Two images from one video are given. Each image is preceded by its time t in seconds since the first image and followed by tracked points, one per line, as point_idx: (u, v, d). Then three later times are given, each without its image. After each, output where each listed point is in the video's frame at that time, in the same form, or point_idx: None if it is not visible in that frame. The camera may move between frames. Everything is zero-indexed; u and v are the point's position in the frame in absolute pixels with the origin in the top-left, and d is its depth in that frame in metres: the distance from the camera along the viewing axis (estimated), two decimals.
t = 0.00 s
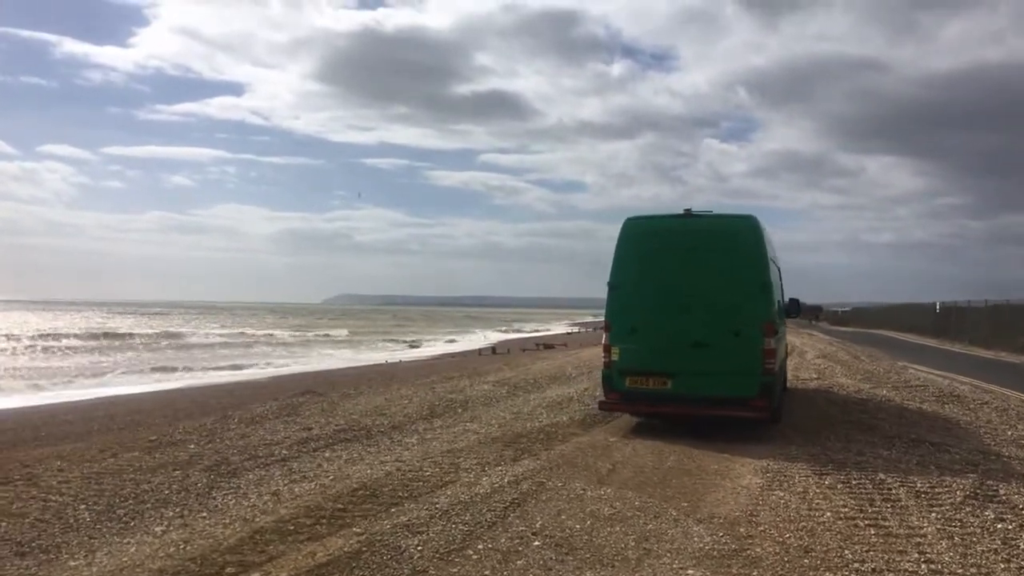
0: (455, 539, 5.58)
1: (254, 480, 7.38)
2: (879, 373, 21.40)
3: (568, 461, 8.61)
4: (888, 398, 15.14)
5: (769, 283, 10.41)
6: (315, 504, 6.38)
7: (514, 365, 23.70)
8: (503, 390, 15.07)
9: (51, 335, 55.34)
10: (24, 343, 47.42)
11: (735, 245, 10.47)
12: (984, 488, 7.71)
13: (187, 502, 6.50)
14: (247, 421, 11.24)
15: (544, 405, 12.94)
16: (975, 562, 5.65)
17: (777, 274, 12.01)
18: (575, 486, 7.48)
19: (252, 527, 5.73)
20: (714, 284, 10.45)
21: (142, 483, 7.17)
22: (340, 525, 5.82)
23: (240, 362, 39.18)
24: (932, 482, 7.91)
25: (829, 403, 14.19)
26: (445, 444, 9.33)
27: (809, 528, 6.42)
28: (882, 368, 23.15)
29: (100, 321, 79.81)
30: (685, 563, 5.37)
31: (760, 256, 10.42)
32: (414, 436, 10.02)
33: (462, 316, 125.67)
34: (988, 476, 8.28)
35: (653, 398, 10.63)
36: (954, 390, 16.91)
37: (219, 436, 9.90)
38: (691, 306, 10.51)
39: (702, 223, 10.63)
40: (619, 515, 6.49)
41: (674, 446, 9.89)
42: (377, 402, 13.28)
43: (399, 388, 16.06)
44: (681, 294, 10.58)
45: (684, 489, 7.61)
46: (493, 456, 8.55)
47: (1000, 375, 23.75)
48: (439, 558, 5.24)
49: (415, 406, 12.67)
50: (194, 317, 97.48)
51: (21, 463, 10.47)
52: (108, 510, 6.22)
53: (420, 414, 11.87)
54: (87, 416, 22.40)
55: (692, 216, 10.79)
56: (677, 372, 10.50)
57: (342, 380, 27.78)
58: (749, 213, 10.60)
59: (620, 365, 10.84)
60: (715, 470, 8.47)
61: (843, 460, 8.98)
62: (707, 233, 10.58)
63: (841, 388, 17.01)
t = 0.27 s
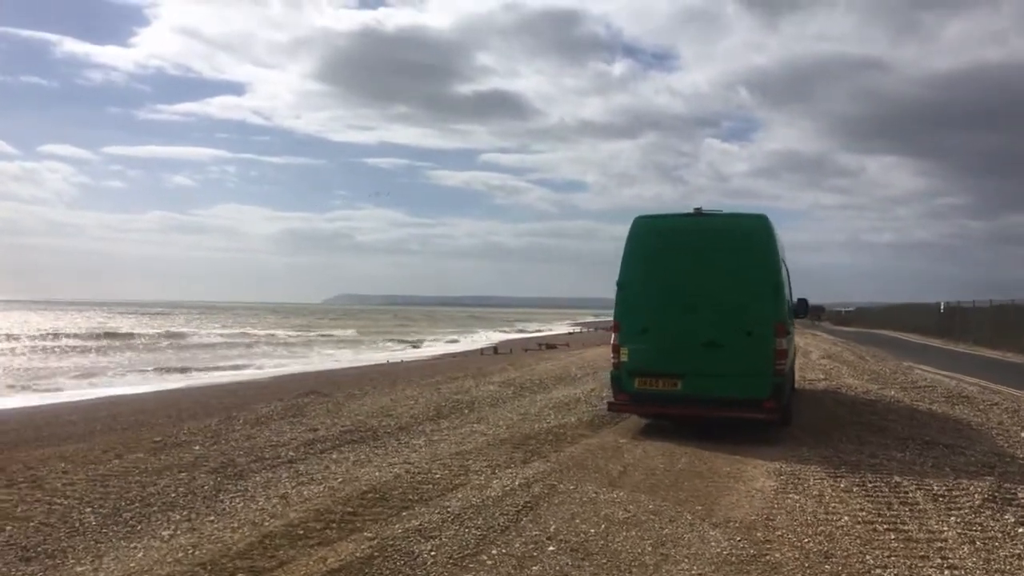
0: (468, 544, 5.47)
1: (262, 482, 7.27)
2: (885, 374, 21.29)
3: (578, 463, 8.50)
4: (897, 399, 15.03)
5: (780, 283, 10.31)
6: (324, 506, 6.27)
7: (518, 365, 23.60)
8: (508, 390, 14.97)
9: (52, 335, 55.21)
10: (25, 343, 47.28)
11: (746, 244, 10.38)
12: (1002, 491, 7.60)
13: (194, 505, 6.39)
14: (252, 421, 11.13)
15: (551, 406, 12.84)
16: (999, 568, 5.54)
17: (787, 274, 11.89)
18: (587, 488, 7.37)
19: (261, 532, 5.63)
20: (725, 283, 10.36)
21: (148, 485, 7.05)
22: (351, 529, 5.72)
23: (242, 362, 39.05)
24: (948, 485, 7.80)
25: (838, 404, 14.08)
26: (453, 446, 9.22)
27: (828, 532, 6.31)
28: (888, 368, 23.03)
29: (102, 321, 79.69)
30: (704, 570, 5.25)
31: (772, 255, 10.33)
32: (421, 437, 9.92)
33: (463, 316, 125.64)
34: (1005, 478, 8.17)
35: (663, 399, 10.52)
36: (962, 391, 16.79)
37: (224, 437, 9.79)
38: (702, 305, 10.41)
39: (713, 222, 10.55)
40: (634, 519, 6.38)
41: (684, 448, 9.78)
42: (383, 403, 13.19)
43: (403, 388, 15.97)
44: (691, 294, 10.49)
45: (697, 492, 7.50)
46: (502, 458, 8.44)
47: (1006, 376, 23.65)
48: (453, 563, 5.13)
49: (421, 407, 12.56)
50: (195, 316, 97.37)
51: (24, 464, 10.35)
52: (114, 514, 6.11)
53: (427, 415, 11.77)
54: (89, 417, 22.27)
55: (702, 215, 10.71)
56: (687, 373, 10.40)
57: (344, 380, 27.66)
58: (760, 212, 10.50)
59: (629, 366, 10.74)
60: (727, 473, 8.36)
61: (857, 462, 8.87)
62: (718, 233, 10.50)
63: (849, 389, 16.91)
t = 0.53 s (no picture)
0: (492, 548, 5.40)
1: (279, 484, 7.21)
2: (897, 374, 21.17)
3: (595, 465, 8.43)
4: (911, 400, 14.94)
5: (797, 284, 10.19)
6: (344, 509, 6.20)
7: (527, 365, 23.57)
8: (520, 390, 14.92)
9: (59, 335, 55.28)
10: (32, 343, 47.31)
11: (762, 244, 10.27)
12: None
13: (212, 507, 6.33)
14: (264, 422, 11.07)
15: (564, 406, 12.78)
16: None
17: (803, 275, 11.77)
18: (606, 490, 7.29)
19: (282, 535, 5.56)
20: (741, 283, 10.25)
21: (165, 487, 7.00)
22: (372, 532, 5.65)
23: (249, 362, 39.03)
24: (972, 488, 7.71)
25: (852, 404, 13.98)
26: (468, 447, 9.15)
27: (854, 536, 6.22)
28: (899, 368, 22.94)
29: (108, 321, 79.80)
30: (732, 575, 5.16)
31: (789, 255, 10.22)
32: (435, 438, 9.86)
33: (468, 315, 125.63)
34: None
35: (679, 400, 10.43)
36: (975, 391, 16.69)
37: (238, 438, 9.73)
38: (718, 306, 10.30)
39: (730, 222, 10.45)
40: (657, 522, 6.30)
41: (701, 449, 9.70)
42: (394, 403, 13.14)
43: (414, 388, 15.92)
44: (706, 295, 10.38)
45: (718, 495, 7.42)
46: (519, 459, 8.38)
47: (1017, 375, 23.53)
48: (478, 568, 5.05)
49: (433, 407, 12.49)
50: (201, 316, 97.51)
51: (37, 464, 10.30)
52: (133, 516, 6.05)
53: (439, 415, 11.71)
54: (98, 417, 22.24)
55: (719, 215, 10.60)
56: (701, 374, 10.30)
57: (352, 380, 27.61)
58: (778, 213, 10.39)
59: (644, 366, 10.66)
60: (747, 475, 8.28)
61: (877, 464, 8.78)
62: (735, 233, 10.40)
63: (862, 389, 16.82)
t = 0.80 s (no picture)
0: (528, 548, 5.30)
1: (307, 482, 7.15)
2: (922, 373, 20.90)
3: (625, 464, 8.32)
4: (939, 399, 14.72)
5: (829, 282, 10.02)
6: (376, 508, 6.13)
7: (545, 364, 23.46)
8: (542, 389, 14.82)
9: (78, 334, 55.72)
10: (52, 342, 47.68)
11: (790, 240, 10.12)
12: None
13: (243, 505, 6.27)
14: (288, 420, 11.02)
15: (588, 405, 12.66)
16: None
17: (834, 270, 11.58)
18: (638, 490, 7.18)
19: (315, 534, 5.49)
20: (770, 281, 10.11)
21: (194, 485, 6.95)
22: (406, 531, 5.57)
23: (266, 361, 39.13)
24: (1013, 489, 7.53)
25: (880, 403, 13.79)
26: (495, 446, 9.06)
27: (896, 537, 6.07)
28: (923, 367, 22.66)
29: (127, 319, 80.49)
30: None
31: (817, 252, 10.06)
32: (461, 437, 9.78)
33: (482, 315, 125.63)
34: None
35: (707, 399, 10.31)
36: (1004, 390, 16.44)
37: (263, 436, 9.68)
38: (746, 304, 10.17)
39: (760, 218, 10.29)
40: (694, 522, 6.18)
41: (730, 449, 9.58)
42: (417, 401, 13.07)
43: (435, 387, 15.85)
44: (735, 292, 10.25)
45: (753, 495, 7.29)
46: (548, 458, 8.28)
47: None
48: (516, 568, 4.95)
49: (456, 406, 12.41)
50: (218, 316, 97.89)
51: (62, 461, 10.31)
52: (164, 513, 6.01)
53: (463, 414, 11.63)
54: (118, 415, 22.35)
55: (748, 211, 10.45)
56: (730, 373, 10.18)
57: (371, 378, 27.63)
58: (809, 209, 10.21)
59: (671, 364, 10.56)
60: (779, 475, 8.14)
61: (912, 464, 8.62)
62: (764, 229, 10.24)
63: (888, 388, 16.61)
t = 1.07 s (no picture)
0: (558, 546, 5.17)
1: (329, 479, 7.05)
2: (945, 370, 20.62)
3: (651, 461, 8.18)
4: (966, 396, 14.48)
5: (857, 276, 9.80)
6: (401, 505, 6.02)
7: (563, 360, 23.33)
8: (562, 385, 14.69)
9: (96, 331, 56.10)
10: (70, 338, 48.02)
11: (816, 233, 9.92)
12: None
13: (266, 502, 6.19)
14: (307, 416, 10.95)
15: (609, 401, 12.52)
16: None
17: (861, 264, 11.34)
18: (666, 487, 7.03)
19: (340, 531, 5.39)
20: (796, 274, 9.91)
21: (216, 480, 6.88)
22: (433, 528, 5.46)
23: (283, 357, 39.23)
24: None
25: (906, 400, 13.56)
26: (517, 442, 8.95)
27: (935, 536, 5.89)
28: (947, 364, 22.36)
29: (144, 316, 81.06)
30: None
31: (845, 244, 9.84)
32: (483, 433, 9.67)
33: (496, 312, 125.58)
34: None
35: (732, 395, 10.13)
36: None
37: (283, 432, 9.62)
38: (772, 298, 9.98)
39: (785, 211, 10.08)
40: (725, 520, 6.03)
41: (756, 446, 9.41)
42: (436, 397, 12.97)
43: (454, 383, 15.76)
44: (760, 287, 10.06)
45: (784, 493, 7.12)
46: (572, 455, 8.16)
47: None
48: (546, 567, 4.82)
49: (476, 402, 12.30)
50: (234, 313, 98.35)
51: (83, 458, 10.28)
52: (186, 509, 5.93)
53: (483, 410, 11.52)
54: (137, 410, 22.44)
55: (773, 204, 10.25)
56: (756, 368, 10.00)
57: (387, 375, 27.59)
58: (835, 201, 9.99)
59: (695, 360, 10.38)
60: (809, 473, 7.96)
61: (945, 461, 8.41)
62: (790, 222, 10.04)
63: (913, 385, 16.37)
